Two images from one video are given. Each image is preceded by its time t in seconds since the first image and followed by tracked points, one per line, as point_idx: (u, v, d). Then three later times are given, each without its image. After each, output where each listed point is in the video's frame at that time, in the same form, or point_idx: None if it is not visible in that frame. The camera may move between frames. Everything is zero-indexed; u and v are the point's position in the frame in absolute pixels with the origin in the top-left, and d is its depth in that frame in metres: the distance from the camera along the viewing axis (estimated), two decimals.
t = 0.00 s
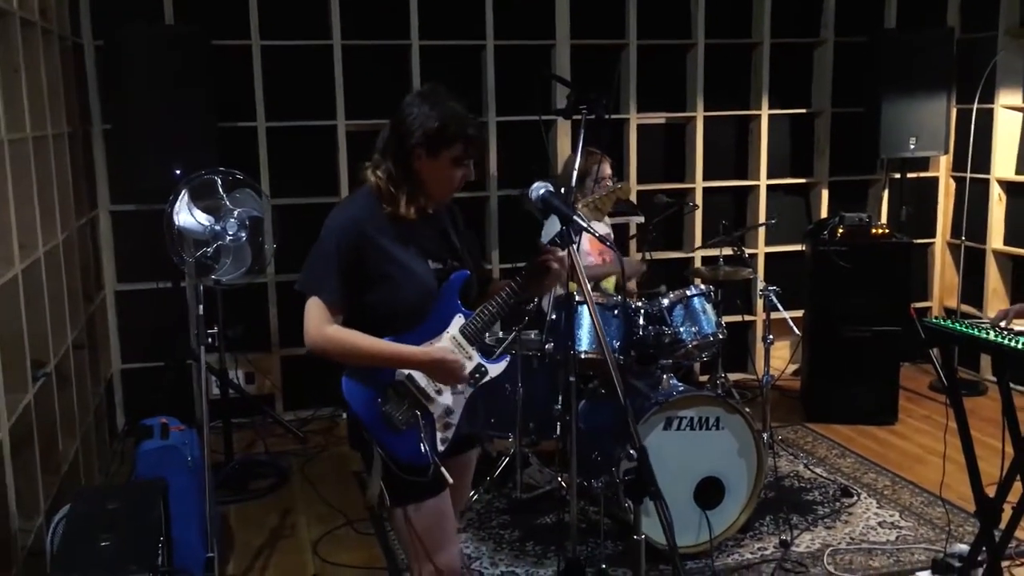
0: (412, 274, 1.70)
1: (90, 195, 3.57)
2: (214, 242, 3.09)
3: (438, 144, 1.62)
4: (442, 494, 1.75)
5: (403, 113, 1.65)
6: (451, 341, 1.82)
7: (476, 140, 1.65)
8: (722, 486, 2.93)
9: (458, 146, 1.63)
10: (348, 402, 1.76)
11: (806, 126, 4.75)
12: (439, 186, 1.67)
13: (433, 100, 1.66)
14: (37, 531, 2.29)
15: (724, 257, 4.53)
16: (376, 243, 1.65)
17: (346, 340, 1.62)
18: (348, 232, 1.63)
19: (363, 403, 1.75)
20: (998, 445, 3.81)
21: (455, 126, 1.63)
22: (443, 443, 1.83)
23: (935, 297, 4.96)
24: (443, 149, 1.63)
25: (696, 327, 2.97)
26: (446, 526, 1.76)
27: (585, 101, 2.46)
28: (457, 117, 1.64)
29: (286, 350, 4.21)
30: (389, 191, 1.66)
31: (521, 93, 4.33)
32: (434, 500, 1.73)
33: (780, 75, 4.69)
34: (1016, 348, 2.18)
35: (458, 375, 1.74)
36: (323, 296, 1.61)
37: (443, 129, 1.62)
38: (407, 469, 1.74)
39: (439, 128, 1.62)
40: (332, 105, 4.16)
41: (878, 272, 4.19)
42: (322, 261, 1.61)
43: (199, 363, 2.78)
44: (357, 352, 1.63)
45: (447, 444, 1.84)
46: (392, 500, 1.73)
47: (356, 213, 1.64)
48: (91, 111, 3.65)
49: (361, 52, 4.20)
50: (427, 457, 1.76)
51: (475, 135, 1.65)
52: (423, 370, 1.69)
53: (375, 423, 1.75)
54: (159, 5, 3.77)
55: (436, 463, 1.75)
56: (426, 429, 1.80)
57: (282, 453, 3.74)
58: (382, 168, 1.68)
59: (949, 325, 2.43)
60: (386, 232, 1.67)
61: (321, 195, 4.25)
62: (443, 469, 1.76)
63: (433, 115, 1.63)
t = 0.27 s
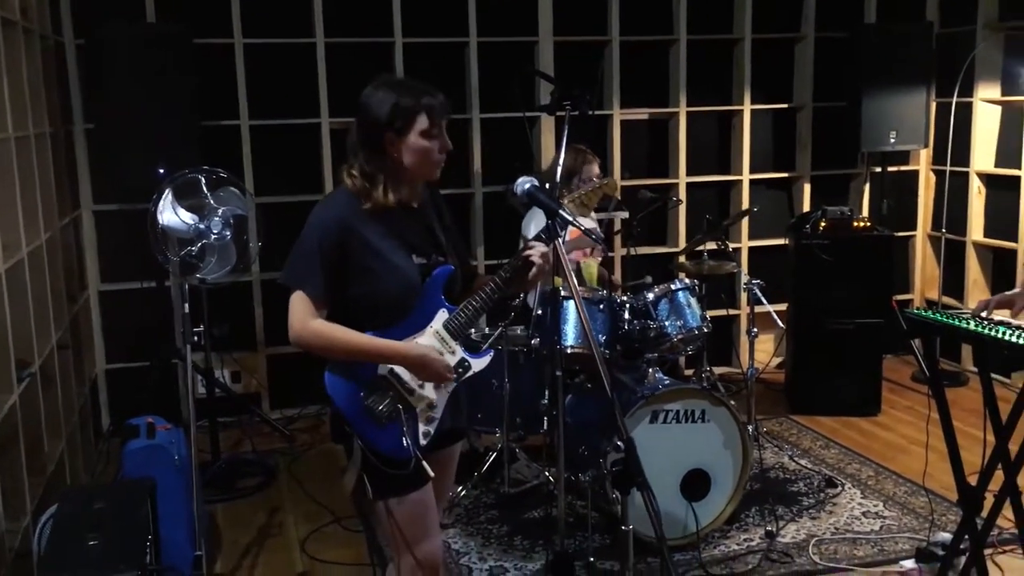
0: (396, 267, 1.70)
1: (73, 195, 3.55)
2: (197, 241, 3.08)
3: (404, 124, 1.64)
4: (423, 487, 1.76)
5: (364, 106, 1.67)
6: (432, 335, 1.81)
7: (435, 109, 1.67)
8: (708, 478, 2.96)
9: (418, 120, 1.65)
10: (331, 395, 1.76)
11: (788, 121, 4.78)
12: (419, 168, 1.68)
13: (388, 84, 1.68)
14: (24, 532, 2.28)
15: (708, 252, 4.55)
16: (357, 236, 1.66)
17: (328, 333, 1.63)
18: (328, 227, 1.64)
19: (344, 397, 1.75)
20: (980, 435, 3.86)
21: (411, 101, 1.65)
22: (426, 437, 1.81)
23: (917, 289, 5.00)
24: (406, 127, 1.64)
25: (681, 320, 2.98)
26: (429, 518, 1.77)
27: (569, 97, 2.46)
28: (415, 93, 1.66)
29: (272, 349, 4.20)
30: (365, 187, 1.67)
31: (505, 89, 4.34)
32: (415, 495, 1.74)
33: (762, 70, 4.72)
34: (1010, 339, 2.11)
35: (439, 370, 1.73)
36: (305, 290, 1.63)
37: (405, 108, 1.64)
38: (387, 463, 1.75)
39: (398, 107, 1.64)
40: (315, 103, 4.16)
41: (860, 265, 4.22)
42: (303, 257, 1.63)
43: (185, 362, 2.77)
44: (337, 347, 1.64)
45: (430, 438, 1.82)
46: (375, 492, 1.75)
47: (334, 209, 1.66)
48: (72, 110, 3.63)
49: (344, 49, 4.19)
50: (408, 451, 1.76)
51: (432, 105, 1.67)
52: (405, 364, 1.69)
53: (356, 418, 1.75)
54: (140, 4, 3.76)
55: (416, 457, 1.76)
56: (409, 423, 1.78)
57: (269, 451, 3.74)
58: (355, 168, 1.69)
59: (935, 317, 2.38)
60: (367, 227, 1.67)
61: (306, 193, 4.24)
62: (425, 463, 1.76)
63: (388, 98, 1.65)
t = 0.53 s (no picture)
0: (379, 261, 1.70)
1: (49, 191, 3.52)
2: (176, 237, 3.07)
3: (371, 109, 1.66)
4: (403, 480, 1.76)
5: (331, 104, 1.69)
6: (415, 330, 1.80)
7: (396, 86, 1.69)
8: (688, 470, 2.98)
9: (383, 101, 1.67)
10: (311, 387, 1.77)
11: (765, 115, 4.82)
12: (401, 150, 1.69)
13: (346, 78, 1.71)
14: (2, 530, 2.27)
15: (687, 246, 4.58)
16: (338, 229, 1.66)
17: (310, 326, 1.62)
18: (310, 221, 1.64)
19: (325, 389, 1.76)
20: (955, 425, 3.92)
21: (372, 85, 1.67)
22: (405, 430, 1.81)
23: (892, 282, 5.06)
24: (374, 112, 1.66)
25: (661, 314, 2.98)
26: (409, 511, 1.77)
27: (549, 92, 2.46)
28: (375, 77, 1.69)
29: (251, 345, 4.19)
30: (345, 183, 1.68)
31: (484, 84, 4.34)
32: (394, 487, 1.74)
33: (739, 65, 4.75)
34: (981, 328, 2.03)
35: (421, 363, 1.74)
36: (288, 283, 1.62)
37: (367, 94, 1.67)
38: (366, 455, 1.74)
39: (360, 94, 1.66)
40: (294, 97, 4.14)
41: (837, 258, 4.26)
42: (286, 251, 1.63)
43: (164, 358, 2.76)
44: (320, 339, 1.63)
45: (409, 432, 1.82)
46: (354, 484, 1.75)
47: (315, 203, 1.65)
48: (48, 106, 3.60)
49: (322, 44, 4.18)
50: (387, 443, 1.76)
51: (393, 84, 1.69)
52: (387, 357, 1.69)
53: (336, 409, 1.75)
54: None
55: (395, 450, 1.75)
56: (389, 415, 1.78)
57: (249, 448, 3.73)
58: (334, 168, 1.70)
59: (910, 308, 2.31)
60: (349, 220, 1.67)
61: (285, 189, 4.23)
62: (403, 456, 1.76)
63: (348, 90, 1.68)
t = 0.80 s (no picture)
0: (347, 252, 1.70)
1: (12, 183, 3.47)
2: (143, 229, 3.02)
3: (333, 101, 1.66)
4: (371, 471, 1.76)
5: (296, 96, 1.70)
6: (384, 321, 1.80)
7: (359, 78, 1.68)
8: (657, 461, 3.00)
9: (347, 93, 1.67)
10: (278, 377, 1.76)
11: (734, 110, 4.85)
12: (367, 142, 1.69)
13: (309, 69, 1.71)
14: None
15: (657, 239, 4.61)
16: (307, 219, 1.65)
17: (277, 316, 1.61)
18: (278, 211, 1.63)
19: (292, 380, 1.75)
20: (919, 415, 3.98)
21: (335, 77, 1.67)
22: (375, 422, 1.79)
23: (859, 275, 5.12)
24: (338, 104, 1.66)
25: (631, 307, 3.00)
26: (380, 503, 1.77)
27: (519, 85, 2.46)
28: (336, 69, 1.69)
29: (220, 339, 4.16)
30: (313, 174, 1.68)
31: (455, 77, 4.34)
32: (364, 478, 1.75)
33: (709, 60, 4.78)
34: (946, 320, 2.03)
35: (388, 353, 1.75)
36: (256, 274, 1.62)
37: (328, 86, 1.67)
38: (334, 446, 1.74)
39: (322, 88, 1.67)
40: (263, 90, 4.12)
41: (804, 251, 4.31)
42: (254, 242, 1.62)
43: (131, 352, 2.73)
44: (288, 330, 1.63)
45: (379, 423, 1.81)
46: (323, 476, 1.75)
47: (282, 193, 1.65)
48: (11, 97, 3.55)
49: (291, 36, 4.16)
50: (356, 434, 1.75)
51: (357, 76, 1.69)
52: (354, 348, 1.70)
53: (304, 401, 1.73)
54: None
55: (364, 440, 1.75)
56: (358, 407, 1.76)
57: (218, 442, 3.70)
58: (301, 159, 1.69)
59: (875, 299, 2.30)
60: (318, 210, 1.67)
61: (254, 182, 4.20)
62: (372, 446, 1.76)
63: (311, 85, 1.68)
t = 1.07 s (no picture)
0: (305, 246, 1.69)
1: None
2: (107, 224, 2.99)
3: (309, 118, 1.60)
4: (340, 462, 1.75)
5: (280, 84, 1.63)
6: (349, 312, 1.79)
7: (342, 108, 1.61)
8: (626, 453, 3.03)
9: (325, 119, 1.60)
10: (242, 372, 1.74)
11: (702, 104, 4.88)
12: (324, 164, 1.66)
13: (308, 67, 1.63)
14: None
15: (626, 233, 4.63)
16: (264, 214, 1.64)
17: (235, 311, 1.61)
18: (234, 206, 1.62)
19: (257, 373, 1.73)
20: (883, 406, 4.04)
21: (320, 96, 1.59)
22: (343, 413, 1.80)
23: (826, 268, 5.18)
24: (312, 122, 1.60)
25: (599, 300, 3.01)
26: (351, 495, 1.77)
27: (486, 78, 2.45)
28: (327, 86, 1.62)
29: (188, 335, 4.12)
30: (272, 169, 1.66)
31: (423, 71, 4.33)
32: (334, 469, 1.74)
33: (677, 54, 4.81)
34: (907, 312, 2.02)
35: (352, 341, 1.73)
36: (212, 268, 1.62)
37: (312, 99, 1.59)
38: (302, 438, 1.73)
39: (308, 100, 1.59)
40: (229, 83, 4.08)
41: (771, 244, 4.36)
42: (210, 236, 1.62)
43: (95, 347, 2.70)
44: (246, 323, 1.62)
45: (347, 415, 1.81)
46: (293, 469, 1.74)
47: (240, 187, 1.64)
48: None
49: (258, 29, 4.12)
50: (324, 424, 1.75)
51: (342, 103, 1.61)
52: (316, 339, 1.69)
53: (270, 394, 1.73)
54: None
55: (332, 430, 1.74)
56: (324, 397, 1.78)
57: (186, 439, 3.67)
58: (262, 151, 1.67)
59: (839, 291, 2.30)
60: (277, 205, 1.66)
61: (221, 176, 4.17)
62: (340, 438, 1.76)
63: (299, 86, 1.60)
